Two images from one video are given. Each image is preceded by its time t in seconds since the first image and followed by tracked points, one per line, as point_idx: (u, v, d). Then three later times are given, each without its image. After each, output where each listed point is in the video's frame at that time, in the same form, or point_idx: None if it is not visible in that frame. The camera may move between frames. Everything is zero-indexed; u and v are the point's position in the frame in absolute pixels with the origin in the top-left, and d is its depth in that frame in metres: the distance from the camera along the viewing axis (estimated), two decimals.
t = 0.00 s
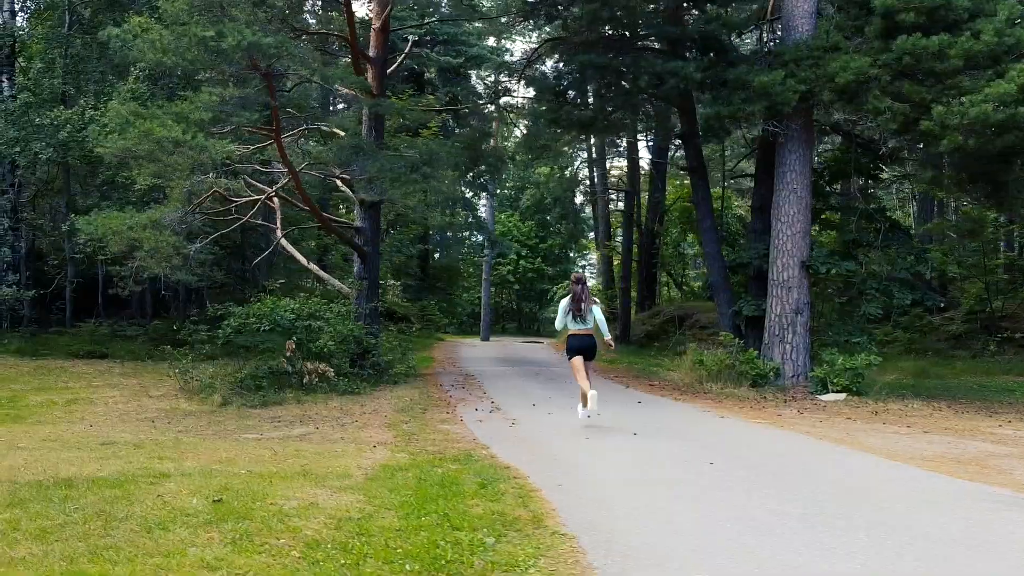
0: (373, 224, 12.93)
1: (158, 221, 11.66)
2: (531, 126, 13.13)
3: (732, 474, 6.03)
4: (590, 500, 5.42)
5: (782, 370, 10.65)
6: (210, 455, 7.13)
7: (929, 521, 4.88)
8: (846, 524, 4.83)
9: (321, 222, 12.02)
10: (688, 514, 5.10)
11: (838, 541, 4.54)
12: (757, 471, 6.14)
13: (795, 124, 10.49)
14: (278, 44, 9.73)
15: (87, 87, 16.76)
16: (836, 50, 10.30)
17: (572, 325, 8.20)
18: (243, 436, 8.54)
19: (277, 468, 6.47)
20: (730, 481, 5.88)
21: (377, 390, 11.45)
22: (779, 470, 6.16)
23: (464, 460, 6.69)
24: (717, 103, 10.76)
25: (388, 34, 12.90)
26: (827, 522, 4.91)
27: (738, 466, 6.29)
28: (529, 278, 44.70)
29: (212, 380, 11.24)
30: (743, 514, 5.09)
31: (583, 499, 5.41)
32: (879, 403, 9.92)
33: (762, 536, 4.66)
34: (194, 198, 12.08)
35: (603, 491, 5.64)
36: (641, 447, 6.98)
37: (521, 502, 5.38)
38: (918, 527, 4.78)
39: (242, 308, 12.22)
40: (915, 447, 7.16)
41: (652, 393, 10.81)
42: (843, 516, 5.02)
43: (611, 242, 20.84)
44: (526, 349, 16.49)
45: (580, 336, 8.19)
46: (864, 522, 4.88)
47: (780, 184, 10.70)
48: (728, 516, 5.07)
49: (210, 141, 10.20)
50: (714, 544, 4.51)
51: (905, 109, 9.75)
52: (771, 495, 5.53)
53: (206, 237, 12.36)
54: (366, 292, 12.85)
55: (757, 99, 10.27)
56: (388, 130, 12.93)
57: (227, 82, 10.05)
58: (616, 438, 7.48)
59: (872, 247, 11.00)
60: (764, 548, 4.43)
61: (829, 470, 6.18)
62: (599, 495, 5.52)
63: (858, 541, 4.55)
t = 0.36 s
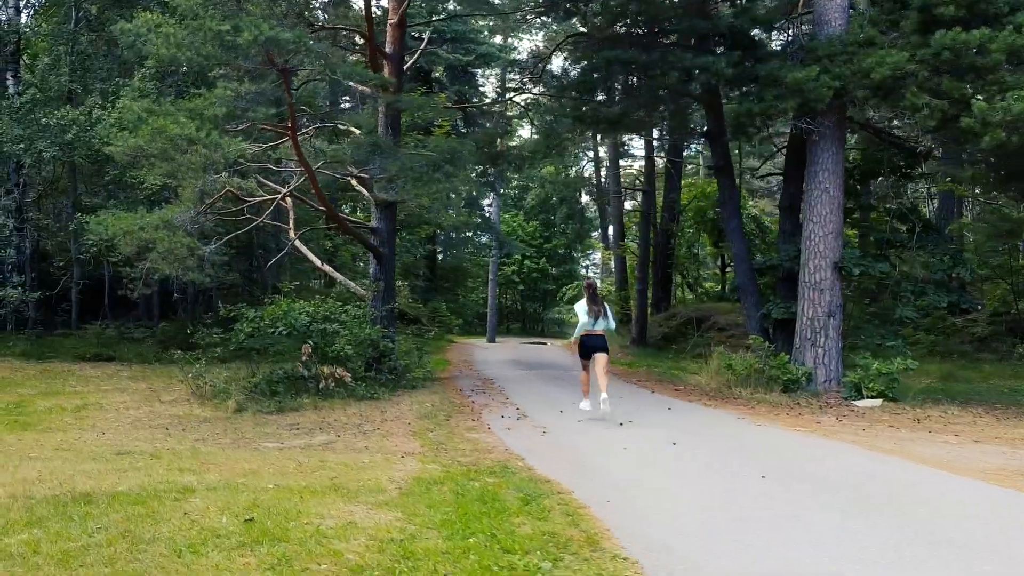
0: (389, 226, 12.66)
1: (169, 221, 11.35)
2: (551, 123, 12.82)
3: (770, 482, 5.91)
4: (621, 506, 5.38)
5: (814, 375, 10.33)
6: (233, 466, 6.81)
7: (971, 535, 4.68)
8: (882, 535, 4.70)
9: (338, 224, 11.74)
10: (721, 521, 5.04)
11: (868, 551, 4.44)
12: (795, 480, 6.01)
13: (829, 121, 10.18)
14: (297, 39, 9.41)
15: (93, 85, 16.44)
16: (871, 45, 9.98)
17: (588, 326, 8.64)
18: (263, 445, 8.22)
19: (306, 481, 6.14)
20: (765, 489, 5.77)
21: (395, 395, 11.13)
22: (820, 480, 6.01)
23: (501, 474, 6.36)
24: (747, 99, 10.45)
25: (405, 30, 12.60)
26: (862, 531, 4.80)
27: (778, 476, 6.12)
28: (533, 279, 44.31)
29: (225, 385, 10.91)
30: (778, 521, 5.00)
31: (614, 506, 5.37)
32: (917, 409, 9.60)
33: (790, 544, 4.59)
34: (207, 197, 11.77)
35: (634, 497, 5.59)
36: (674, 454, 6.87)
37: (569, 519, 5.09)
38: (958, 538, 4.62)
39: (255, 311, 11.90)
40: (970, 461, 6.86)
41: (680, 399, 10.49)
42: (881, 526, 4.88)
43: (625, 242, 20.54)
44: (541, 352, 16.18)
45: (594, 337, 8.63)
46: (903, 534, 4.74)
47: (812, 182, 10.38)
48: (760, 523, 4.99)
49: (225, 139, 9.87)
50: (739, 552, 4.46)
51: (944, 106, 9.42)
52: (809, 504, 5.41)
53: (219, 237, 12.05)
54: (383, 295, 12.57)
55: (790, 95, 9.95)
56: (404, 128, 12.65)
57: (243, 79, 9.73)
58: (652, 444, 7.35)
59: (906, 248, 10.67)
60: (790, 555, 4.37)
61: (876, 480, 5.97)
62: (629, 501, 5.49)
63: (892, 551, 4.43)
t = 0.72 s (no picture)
0: (395, 226, 12.26)
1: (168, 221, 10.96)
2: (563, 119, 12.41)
3: (788, 493, 6.11)
4: (638, 509, 5.57)
5: (839, 381, 9.89)
6: (237, 481, 6.43)
7: (978, 540, 4.93)
8: (888, 542, 4.85)
9: (343, 223, 11.32)
10: (732, 525, 5.22)
11: (870, 557, 4.62)
12: (809, 492, 6.15)
13: (855, 117, 9.81)
14: (302, 31, 9.02)
15: (91, 82, 16.03)
16: (899, 38, 9.59)
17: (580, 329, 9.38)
18: (268, 455, 7.84)
19: (316, 499, 5.74)
20: (779, 500, 5.91)
21: (403, 401, 10.75)
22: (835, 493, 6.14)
23: (523, 491, 5.96)
24: (770, 95, 10.06)
25: (412, 23, 12.24)
26: (869, 541, 4.95)
27: (788, 481, 6.51)
28: (536, 279, 43.87)
29: (227, 391, 10.52)
30: (781, 522, 5.29)
31: (631, 508, 5.57)
32: (948, 417, 9.21)
33: (796, 547, 4.78)
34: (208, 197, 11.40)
35: (650, 502, 5.78)
36: (693, 463, 7.00)
37: (603, 545, 4.74)
38: (962, 542, 4.88)
39: (258, 313, 11.51)
40: (1013, 474, 6.62)
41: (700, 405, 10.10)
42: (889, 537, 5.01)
43: (633, 242, 20.15)
44: (550, 356, 15.82)
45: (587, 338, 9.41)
46: (909, 544, 4.88)
47: (837, 181, 10.01)
48: (770, 529, 5.17)
49: (227, 135, 9.48)
50: (745, 553, 4.65)
51: (978, 101, 9.03)
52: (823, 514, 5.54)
53: (220, 237, 11.68)
54: (389, 297, 12.17)
55: (815, 91, 9.57)
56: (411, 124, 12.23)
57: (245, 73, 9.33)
58: (672, 453, 7.40)
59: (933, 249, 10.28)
60: (793, 557, 4.57)
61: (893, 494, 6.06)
62: (645, 505, 5.69)
63: (895, 559, 4.58)
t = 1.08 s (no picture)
0: (392, 225, 11.83)
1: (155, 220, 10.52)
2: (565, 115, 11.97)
3: (802, 501, 5.90)
4: (644, 518, 5.40)
5: (855, 388, 9.46)
6: (220, 498, 6.00)
7: (997, 549, 4.73)
8: (903, 551, 4.68)
9: (339, 221, 10.88)
10: (743, 534, 5.04)
11: (885, 566, 4.47)
12: (821, 501, 5.93)
13: (871, 111, 9.38)
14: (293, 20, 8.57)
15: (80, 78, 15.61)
16: (918, 28, 9.16)
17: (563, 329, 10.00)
18: (255, 468, 7.39)
19: (301, 520, 5.28)
20: (790, 508, 5.70)
21: (400, 408, 10.31)
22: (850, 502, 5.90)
23: (526, 510, 5.52)
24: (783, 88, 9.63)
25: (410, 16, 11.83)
26: (884, 550, 4.76)
27: (800, 488, 6.31)
28: (536, 279, 43.35)
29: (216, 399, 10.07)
30: (793, 530, 5.14)
31: (637, 518, 5.39)
32: (971, 425, 8.77)
33: (808, 556, 4.62)
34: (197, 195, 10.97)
35: (658, 511, 5.59)
36: (700, 471, 6.73)
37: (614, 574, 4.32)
38: (981, 551, 4.68)
39: (249, 317, 11.07)
40: None
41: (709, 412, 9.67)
42: (906, 547, 4.80)
43: (636, 242, 19.72)
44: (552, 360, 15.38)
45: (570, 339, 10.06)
46: (926, 553, 4.69)
47: (852, 178, 9.59)
48: (782, 537, 5.00)
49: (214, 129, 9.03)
50: (754, 560, 4.53)
51: (1002, 93, 8.59)
52: (839, 524, 5.31)
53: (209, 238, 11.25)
54: (386, 298, 11.73)
55: (831, 83, 9.14)
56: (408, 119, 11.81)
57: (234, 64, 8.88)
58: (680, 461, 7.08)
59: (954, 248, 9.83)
60: (805, 567, 4.43)
61: (913, 506, 5.78)
62: (651, 513, 5.52)
63: (911, 569, 4.41)
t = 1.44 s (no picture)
0: (379, 225, 11.35)
1: (128, 219, 10.06)
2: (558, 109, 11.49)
3: (806, 518, 5.56)
4: (634, 537, 5.04)
5: (862, 396, 8.99)
6: (178, 521, 5.54)
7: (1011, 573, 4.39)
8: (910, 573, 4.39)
9: (322, 220, 10.41)
10: (739, 554, 4.71)
11: None
12: (826, 518, 5.59)
13: (880, 105, 8.92)
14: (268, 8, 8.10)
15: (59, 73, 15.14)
16: (928, 17, 8.70)
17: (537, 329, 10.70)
18: (224, 484, 6.92)
19: (260, 549, 4.80)
20: (793, 525, 5.38)
21: (384, 416, 9.85)
22: (854, 520, 5.55)
23: (509, 535, 5.05)
24: (786, 80, 9.17)
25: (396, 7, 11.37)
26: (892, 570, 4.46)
27: (804, 503, 5.97)
28: (533, 280, 42.79)
29: (190, 407, 9.59)
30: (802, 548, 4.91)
31: (626, 537, 5.04)
32: (985, 435, 8.30)
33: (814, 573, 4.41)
34: (173, 194, 10.51)
35: (649, 530, 5.21)
36: (698, 487, 6.29)
37: None
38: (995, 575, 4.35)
39: (228, 320, 10.59)
40: None
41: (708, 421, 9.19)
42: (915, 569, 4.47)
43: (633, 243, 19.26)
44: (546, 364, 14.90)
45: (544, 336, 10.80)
46: None
47: (859, 175, 9.13)
48: (782, 558, 4.67)
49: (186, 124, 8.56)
50: None
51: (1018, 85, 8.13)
52: (842, 546, 4.96)
53: (187, 238, 10.79)
54: (374, 301, 11.23)
55: (837, 75, 8.67)
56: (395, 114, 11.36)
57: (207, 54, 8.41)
58: (677, 477, 6.62)
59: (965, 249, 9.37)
60: None
61: (923, 527, 5.39)
62: (647, 529, 5.24)
63: None
